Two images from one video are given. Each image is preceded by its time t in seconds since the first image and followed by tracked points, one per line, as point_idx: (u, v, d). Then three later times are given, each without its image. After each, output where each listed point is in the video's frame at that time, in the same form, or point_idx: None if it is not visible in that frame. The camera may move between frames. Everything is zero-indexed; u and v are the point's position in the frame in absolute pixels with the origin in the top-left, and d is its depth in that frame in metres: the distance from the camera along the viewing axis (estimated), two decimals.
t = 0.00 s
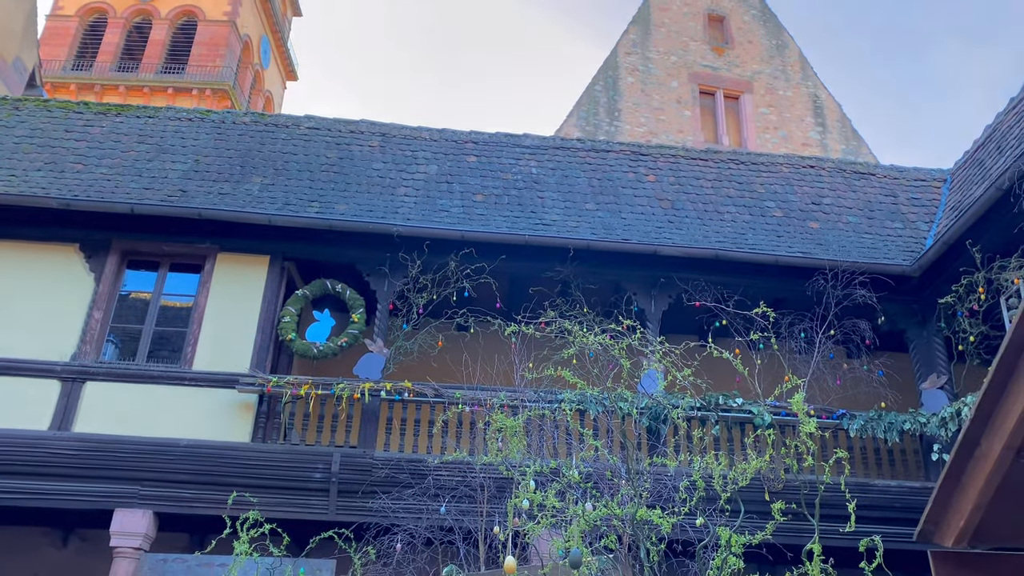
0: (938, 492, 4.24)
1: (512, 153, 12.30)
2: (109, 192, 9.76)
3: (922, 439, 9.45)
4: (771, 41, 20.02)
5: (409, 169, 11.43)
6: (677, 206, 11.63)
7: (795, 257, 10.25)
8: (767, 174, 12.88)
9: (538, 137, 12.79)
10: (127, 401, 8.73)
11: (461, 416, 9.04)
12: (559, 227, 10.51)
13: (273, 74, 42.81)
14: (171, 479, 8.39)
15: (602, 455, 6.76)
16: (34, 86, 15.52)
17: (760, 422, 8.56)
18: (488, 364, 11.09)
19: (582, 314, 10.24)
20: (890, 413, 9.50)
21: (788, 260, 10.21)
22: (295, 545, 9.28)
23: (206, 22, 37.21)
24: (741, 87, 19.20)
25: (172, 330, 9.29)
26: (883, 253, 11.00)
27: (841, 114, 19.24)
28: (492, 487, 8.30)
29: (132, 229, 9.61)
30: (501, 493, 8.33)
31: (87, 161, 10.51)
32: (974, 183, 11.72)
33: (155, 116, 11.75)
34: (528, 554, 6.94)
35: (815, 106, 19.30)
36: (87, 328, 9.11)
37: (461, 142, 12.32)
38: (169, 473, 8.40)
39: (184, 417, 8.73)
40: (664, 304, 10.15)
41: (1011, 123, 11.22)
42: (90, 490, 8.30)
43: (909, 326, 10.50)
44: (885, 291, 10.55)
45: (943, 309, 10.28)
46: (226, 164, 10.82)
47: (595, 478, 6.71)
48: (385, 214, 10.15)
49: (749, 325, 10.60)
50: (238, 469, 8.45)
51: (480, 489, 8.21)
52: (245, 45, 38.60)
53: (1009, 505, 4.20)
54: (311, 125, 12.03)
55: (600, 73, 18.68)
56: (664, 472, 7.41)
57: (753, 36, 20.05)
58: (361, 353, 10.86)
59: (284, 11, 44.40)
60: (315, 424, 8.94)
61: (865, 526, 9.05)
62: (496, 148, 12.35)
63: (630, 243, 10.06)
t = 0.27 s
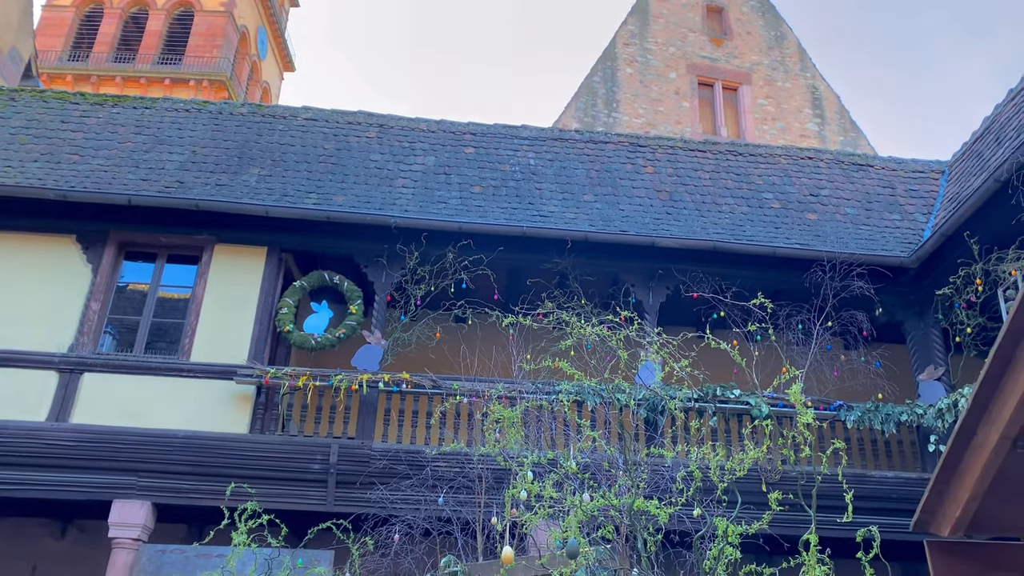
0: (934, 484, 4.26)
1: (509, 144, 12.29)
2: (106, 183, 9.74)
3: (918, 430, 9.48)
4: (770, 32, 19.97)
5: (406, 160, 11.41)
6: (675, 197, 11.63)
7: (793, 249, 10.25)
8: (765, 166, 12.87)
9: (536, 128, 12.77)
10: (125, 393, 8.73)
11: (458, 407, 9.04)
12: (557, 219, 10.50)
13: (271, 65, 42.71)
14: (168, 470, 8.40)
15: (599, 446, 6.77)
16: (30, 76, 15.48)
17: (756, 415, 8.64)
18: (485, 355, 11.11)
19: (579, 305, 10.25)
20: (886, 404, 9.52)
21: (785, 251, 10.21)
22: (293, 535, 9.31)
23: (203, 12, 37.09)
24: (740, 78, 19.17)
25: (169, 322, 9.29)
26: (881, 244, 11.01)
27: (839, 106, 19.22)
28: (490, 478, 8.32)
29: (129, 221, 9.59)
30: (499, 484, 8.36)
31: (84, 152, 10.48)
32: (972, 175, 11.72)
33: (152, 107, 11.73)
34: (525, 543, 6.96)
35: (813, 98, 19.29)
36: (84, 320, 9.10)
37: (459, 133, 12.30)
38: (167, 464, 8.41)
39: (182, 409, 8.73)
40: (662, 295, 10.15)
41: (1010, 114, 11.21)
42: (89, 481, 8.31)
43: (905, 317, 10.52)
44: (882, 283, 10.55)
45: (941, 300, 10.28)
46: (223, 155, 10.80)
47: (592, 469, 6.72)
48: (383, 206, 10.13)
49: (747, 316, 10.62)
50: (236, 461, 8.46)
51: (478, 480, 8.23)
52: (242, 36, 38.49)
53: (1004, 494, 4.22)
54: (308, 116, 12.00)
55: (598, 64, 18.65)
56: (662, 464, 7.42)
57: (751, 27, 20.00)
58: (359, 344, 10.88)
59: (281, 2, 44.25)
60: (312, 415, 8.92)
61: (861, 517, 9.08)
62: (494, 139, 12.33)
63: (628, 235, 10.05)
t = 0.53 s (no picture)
0: (933, 473, 4.29)
1: (508, 134, 12.27)
2: (104, 174, 9.72)
3: (917, 420, 9.49)
4: (770, 22, 19.93)
5: (405, 151, 11.40)
6: (674, 188, 11.62)
7: (792, 239, 10.25)
8: (764, 156, 12.86)
9: (535, 119, 12.75)
10: (124, 383, 8.73)
11: (457, 397, 9.05)
12: (556, 210, 10.49)
13: (269, 56, 42.61)
14: (168, 461, 8.41)
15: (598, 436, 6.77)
16: (27, 66, 15.44)
17: (755, 404, 8.66)
18: (485, 346, 11.12)
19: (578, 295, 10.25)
20: (885, 394, 9.54)
21: (784, 242, 10.20)
22: (293, 525, 9.33)
23: (200, 2, 36.97)
24: (740, 69, 19.13)
25: (168, 312, 9.28)
26: (880, 235, 11.00)
27: (839, 97, 19.19)
28: (489, 468, 8.33)
29: (127, 211, 9.57)
30: (498, 474, 8.37)
31: (82, 142, 10.45)
32: (971, 165, 11.70)
33: (150, 97, 11.70)
34: (524, 532, 6.98)
35: (813, 88, 19.26)
36: (83, 310, 9.08)
37: (458, 123, 12.28)
38: (166, 455, 8.41)
39: (181, 399, 8.73)
40: (661, 286, 10.14)
41: (1009, 104, 11.19)
42: (88, 471, 8.31)
43: (904, 308, 10.52)
44: (881, 274, 10.55)
45: (939, 291, 10.29)
46: (221, 146, 10.78)
47: (591, 458, 6.73)
48: (381, 196, 10.12)
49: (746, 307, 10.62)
50: (235, 451, 8.47)
51: (477, 469, 8.24)
52: (240, 26, 38.37)
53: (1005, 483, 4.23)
54: (306, 106, 11.98)
55: (597, 54, 18.61)
56: (660, 454, 7.43)
57: (751, 18, 19.96)
58: (358, 335, 10.87)
59: None
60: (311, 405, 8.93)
61: (859, 507, 9.10)
62: (492, 130, 12.31)
63: (627, 225, 10.05)
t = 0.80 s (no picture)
0: (931, 459, 4.26)
1: (507, 123, 12.25)
2: (102, 163, 9.70)
3: (915, 409, 9.51)
4: (770, 11, 19.86)
5: (404, 140, 11.37)
6: (673, 177, 11.60)
7: (791, 229, 10.24)
8: (763, 146, 12.85)
9: (534, 108, 12.72)
10: (123, 373, 8.73)
11: (456, 386, 9.06)
12: (555, 199, 10.48)
13: (267, 45, 42.48)
14: (168, 450, 8.42)
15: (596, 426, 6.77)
16: (24, 55, 15.39)
17: (754, 393, 8.68)
18: (483, 335, 11.12)
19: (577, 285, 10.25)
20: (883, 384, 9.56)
21: (784, 231, 10.19)
22: (292, 514, 9.36)
23: None
24: (739, 58, 19.08)
25: (167, 302, 9.27)
26: (879, 224, 11.00)
27: (838, 86, 19.16)
28: (488, 457, 8.35)
29: (125, 200, 9.55)
30: (497, 463, 8.39)
31: (79, 131, 10.43)
32: (971, 154, 11.69)
33: (148, 86, 11.67)
34: (523, 520, 7.00)
35: (813, 77, 19.22)
36: (81, 300, 9.08)
37: (456, 112, 12.25)
38: (165, 444, 8.42)
39: (180, 388, 8.74)
40: (660, 276, 10.14)
41: (1010, 94, 11.17)
42: (87, 460, 8.32)
43: (903, 298, 10.52)
44: (880, 263, 10.55)
45: (938, 281, 10.29)
46: (219, 135, 10.75)
47: (590, 447, 6.74)
48: (380, 185, 10.10)
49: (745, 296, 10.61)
50: (235, 440, 8.48)
51: (475, 458, 8.25)
52: (238, 14, 38.23)
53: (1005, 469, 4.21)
54: (305, 95, 11.95)
55: (597, 43, 18.57)
56: (658, 444, 7.44)
57: (751, 6, 19.89)
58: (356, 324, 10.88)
59: None
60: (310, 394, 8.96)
61: (857, 495, 9.12)
62: (491, 119, 12.29)
63: (626, 215, 10.03)
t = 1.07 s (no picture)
0: (930, 439, 4.27)
1: (506, 111, 12.22)
2: (100, 150, 9.68)
3: (913, 396, 9.53)
4: None
5: (403, 128, 11.35)
6: (673, 165, 11.59)
7: (791, 217, 10.23)
8: (763, 134, 12.83)
9: (533, 95, 12.69)
10: (123, 360, 8.73)
11: (455, 373, 9.07)
12: (554, 187, 10.46)
13: (266, 33, 42.36)
14: (167, 437, 8.43)
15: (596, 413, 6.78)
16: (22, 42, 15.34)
17: (752, 380, 8.69)
18: (483, 323, 11.13)
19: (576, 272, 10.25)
20: (881, 371, 9.57)
21: (783, 219, 10.18)
22: (292, 500, 9.40)
23: None
24: (740, 45, 19.03)
25: (166, 290, 9.27)
26: (878, 212, 10.99)
27: (838, 74, 19.12)
28: (487, 444, 8.37)
29: (123, 188, 9.54)
30: (496, 450, 8.41)
31: (77, 119, 10.40)
32: (971, 142, 11.67)
33: (146, 73, 11.63)
34: (523, 506, 7.03)
35: (813, 65, 19.17)
36: (80, 288, 9.07)
37: (456, 100, 12.23)
38: (165, 432, 8.44)
39: (179, 376, 8.75)
40: (659, 264, 10.13)
41: (1010, 81, 11.14)
42: (87, 447, 8.33)
43: (901, 285, 10.52)
44: (879, 251, 10.55)
45: (937, 269, 10.30)
46: (218, 122, 10.73)
47: (589, 433, 6.75)
48: (379, 173, 10.09)
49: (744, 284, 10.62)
50: (234, 428, 8.50)
51: (475, 445, 8.26)
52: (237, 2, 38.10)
53: (1003, 451, 4.22)
54: (303, 83, 11.92)
55: (596, 31, 18.51)
56: (657, 431, 7.46)
57: None
58: (356, 312, 10.89)
59: None
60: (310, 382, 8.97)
61: (855, 483, 9.15)
62: (491, 107, 12.27)
63: (626, 203, 10.02)
